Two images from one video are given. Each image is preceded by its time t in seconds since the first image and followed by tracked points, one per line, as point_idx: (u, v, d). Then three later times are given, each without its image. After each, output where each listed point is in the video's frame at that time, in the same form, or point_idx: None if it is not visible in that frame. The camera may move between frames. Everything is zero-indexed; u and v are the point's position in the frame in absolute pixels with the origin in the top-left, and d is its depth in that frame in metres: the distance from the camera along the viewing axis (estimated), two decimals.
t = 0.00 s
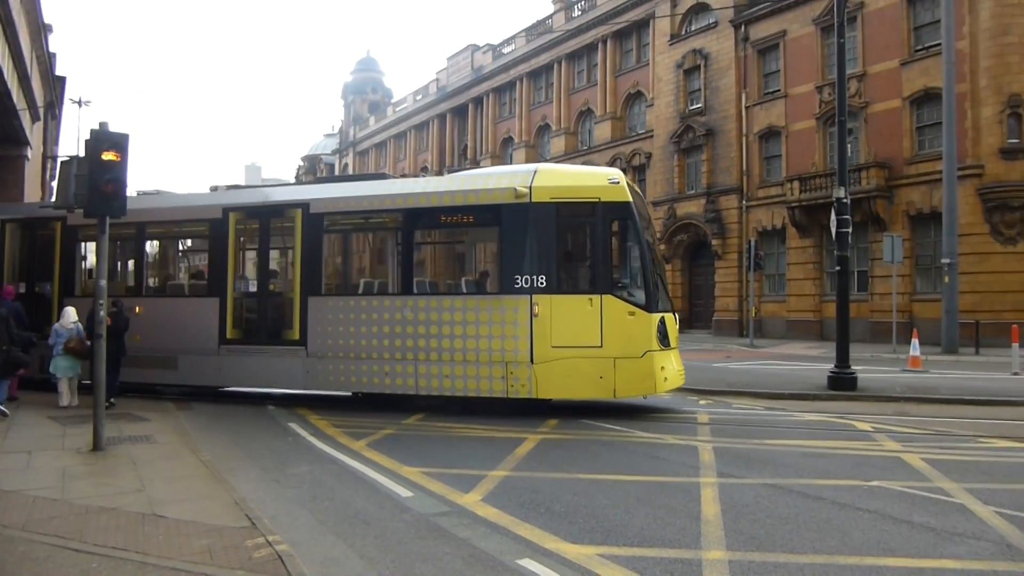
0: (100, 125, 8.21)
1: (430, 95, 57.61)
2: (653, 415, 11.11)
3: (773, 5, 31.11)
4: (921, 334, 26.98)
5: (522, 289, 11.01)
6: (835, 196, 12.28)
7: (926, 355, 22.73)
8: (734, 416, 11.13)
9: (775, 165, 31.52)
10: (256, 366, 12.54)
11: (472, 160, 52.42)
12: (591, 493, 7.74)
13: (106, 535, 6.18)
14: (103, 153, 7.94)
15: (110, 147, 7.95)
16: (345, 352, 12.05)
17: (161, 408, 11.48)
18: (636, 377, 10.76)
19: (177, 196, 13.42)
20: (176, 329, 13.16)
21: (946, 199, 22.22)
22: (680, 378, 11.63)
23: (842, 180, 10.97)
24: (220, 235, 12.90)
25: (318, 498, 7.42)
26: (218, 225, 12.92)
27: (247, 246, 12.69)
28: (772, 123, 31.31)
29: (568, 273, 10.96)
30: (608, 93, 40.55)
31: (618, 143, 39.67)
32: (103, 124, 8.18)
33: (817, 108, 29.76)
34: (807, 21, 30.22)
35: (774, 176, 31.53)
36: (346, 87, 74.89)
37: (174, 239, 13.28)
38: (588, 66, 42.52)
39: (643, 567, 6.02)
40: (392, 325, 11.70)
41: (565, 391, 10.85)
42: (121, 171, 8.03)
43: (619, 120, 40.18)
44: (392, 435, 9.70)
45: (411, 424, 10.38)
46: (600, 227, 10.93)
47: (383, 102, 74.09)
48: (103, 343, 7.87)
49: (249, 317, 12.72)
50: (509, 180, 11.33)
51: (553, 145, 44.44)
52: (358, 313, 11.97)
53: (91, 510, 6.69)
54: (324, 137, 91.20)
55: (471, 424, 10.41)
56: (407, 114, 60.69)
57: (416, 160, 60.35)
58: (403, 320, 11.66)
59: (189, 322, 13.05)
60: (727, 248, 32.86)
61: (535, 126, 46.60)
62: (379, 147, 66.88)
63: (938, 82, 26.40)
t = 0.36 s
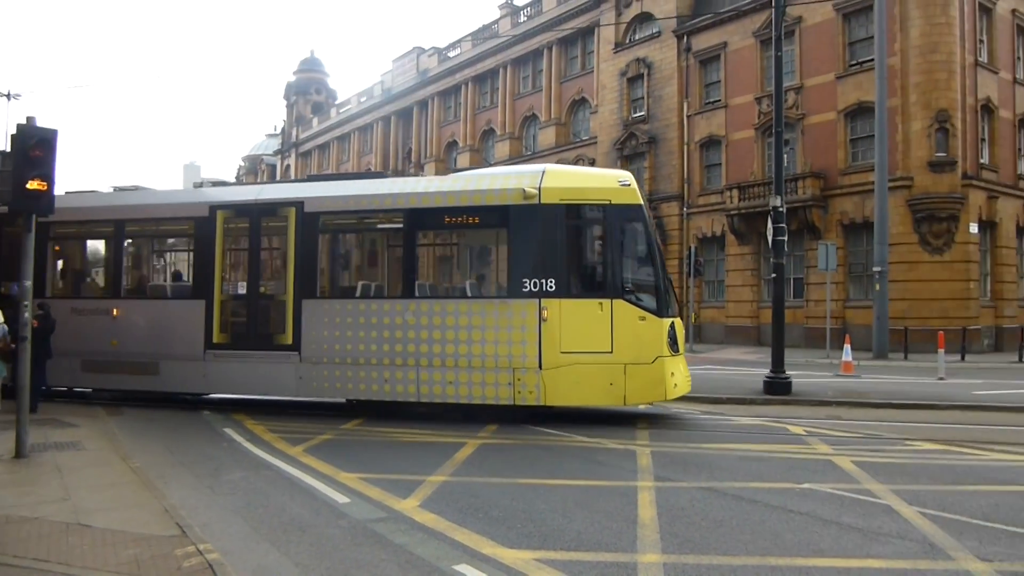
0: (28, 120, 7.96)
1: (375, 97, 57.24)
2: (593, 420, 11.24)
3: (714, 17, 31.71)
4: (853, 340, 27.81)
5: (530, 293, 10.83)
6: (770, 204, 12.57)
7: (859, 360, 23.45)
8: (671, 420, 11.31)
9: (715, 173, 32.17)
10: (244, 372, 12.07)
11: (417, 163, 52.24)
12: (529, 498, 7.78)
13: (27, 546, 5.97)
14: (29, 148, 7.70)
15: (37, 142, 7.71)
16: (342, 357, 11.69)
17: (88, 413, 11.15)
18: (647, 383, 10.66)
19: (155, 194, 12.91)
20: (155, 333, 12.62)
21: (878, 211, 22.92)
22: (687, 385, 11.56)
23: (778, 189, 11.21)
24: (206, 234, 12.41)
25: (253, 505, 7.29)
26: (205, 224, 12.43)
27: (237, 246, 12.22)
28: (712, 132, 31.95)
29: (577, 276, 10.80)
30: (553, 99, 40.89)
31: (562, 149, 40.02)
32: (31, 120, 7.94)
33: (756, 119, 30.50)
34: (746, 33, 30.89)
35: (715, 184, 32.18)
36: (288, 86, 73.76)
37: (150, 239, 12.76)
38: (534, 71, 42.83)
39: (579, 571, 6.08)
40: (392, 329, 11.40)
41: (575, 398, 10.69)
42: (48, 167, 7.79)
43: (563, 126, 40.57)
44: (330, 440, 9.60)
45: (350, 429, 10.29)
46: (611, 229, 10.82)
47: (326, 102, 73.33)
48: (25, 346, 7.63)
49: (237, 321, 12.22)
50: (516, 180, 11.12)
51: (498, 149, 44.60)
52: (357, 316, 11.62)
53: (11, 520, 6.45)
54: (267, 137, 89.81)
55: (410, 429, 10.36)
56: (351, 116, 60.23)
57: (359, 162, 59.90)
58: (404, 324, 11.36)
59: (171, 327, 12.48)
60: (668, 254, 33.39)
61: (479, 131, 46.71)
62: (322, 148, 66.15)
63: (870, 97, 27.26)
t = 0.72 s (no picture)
0: None
1: (314, 96, 56.54)
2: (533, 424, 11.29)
3: (654, 24, 32.20)
4: (786, 343, 28.51)
5: (540, 295, 10.51)
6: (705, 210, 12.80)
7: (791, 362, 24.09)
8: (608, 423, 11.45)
9: (653, 178, 32.63)
10: (233, 378, 11.55)
11: (356, 163, 51.78)
12: (465, 501, 7.78)
13: None
14: None
15: None
16: (339, 361, 11.20)
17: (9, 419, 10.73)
18: (657, 387, 10.51)
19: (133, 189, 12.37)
20: (138, 337, 12.03)
21: (810, 218, 23.57)
22: (692, 390, 11.45)
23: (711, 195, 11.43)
24: (194, 233, 11.88)
25: (182, 513, 7.12)
26: (192, 222, 11.92)
27: (227, 246, 11.70)
28: (650, 138, 32.46)
29: (587, 279, 10.55)
30: (494, 102, 41.03)
31: (503, 152, 40.18)
32: None
33: (693, 126, 31.03)
34: (685, 41, 31.40)
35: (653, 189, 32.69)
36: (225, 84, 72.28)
37: (129, 238, 12.20)
38: (475, 74, 42.93)
39: (514, 573, 6.10)
40: (394, 333, 10.96)
41: (585, 403, 10.44)
42: None
43: (504, 129, 40.76)
44: (264, 445, 9.46)
45: (286, 434, 10.14)
46: (622, 231, 10.61)
47: (264, 101, 72.14)
48: None
49: (225, 324, 11.67)
50: (524, 180, 10.81)
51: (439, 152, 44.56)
52: (354, 320, 11.14)
53: None
54: (203, 136, 87.87)
55: (348, 433, 10.27)
56: (290, 115, 59.38)
57: (297, 162, 59.12)
58: (407, 328, 10.93)
59: (156, 330, 11.92)
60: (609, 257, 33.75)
61: (420, 132, 46.59)
62: (260, 148, 65.04)
63: (803, 106, 28.02)
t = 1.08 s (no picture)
0: None
1: (243, 92, 55.31)
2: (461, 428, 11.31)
3: (588, 31, 32.55)
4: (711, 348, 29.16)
5: (541, 299, 10.40)
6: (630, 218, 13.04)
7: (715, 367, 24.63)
8: (535, 427, 11.53)
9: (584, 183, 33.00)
10: (215, 382, 11.08)
11: (285, 162, 50.88)
12: (388, 506, 7.74)
13: None
14: None
15: None
16: (330, 365, 10.88)
17: None
18: (656, 392, 10.49)
19: (102, 182, 11.79)
20: (113, 340, 11.47)
21: (733, 226, 24.18)
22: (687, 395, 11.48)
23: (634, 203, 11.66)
24: (174, 229, 11.35)
25: (90, 521, 6.88)
26: (172, 218, 11.37)
27: (210, 244, 11.22)
28: (582, 144, 32.88)
29: (588, 283, 10.48)
30: (426, 104, 40.91)
31: (435, 154, 40.08)
32: None
33: (623, 133, 31.53)
34: (617, 49, 31.83)
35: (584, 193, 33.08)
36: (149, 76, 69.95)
37: (100, 234, 11.60)
38: (407, 75, 42.75)
39: None
40: (388, 336, 10.71)
41: (585, 408, 10.37)
42: None
43: (436, 131, 40.68)
44: (182, 450, 9.23)
45: (206, 437, 9.91)
46: (623, 235, 10.58)
47: (190, 95, 70.22)
48: None
49: (206, 326, 11.20)
50: (526, 182, 10.69)
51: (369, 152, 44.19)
52: (347, 322, 10.84)
53: None
54: (125, 129, 84.97)
55: (271, 437, 10.10)
56: (217, 110, 57.97)
57: (224, 159, 57.78)
58: (402, 331, 10.69)
59: (133, 333, 11.37)
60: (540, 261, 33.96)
61: (351, 132, 46.12)
62: (185, 143, 63.24)
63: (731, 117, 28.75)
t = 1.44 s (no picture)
0: None
1: (170, 87, 53.78)
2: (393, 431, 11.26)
3: (523, 34, 32.65)
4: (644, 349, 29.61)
5: (547, 302, 10.40)
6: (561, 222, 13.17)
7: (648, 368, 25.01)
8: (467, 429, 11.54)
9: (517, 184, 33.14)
10: (207, 387, 10.78)
11: (214, 159, 49.70)
12: (315, 510, 7.65)
13: None
14: None
15: None
16: (330, 369, 10.68)
17: None
18: (661, 394, 10.57)
19: (63, 177, 11.35)
20: (96, 343, 11.06)
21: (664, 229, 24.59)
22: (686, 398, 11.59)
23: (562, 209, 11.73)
24: (163, 227, 10.98)
25: None
26: (162, 216, 11.00)
27: (203, 244, 10.90)
28: (516, 146, 33.02)
29: (593, 286, 10.52)
30: (360, 103, 40.51)
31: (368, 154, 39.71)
32: None
33: (557, 136, 31.78)
34: (551, 53, 32.01)
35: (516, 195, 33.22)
36: (70, 68, 67.29)
37: (80, 232, 11.13)
38: (341, 73, 42.27)
39: None
40: (391, 339, 10.58)
41: (592, 412, 10.38)
42: None
43: (369, 130, 40.32)
44: (101, 455, 8.96)
45: (127, 442, 9.64)
46: (628, 238, 10.65)
47: (114, 88, 67.88)
48: None
49: (196, 328, 10.86)
50: (532, 184, 10.69)
51: (302, 151, 43.54)
52: (347, 324, 10.66)
53: None
54: (45, 122, 81.69)
55: (196, 441, 9.89)
56: (143, 105, 56.24)
57: (150, 155, 56.10)
58: (406, 334, 10.57)
59: (120, 336, 10.96)
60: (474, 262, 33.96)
61: (283, 130, 45.35)
62: (109, 138, 61.10)
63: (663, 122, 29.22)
